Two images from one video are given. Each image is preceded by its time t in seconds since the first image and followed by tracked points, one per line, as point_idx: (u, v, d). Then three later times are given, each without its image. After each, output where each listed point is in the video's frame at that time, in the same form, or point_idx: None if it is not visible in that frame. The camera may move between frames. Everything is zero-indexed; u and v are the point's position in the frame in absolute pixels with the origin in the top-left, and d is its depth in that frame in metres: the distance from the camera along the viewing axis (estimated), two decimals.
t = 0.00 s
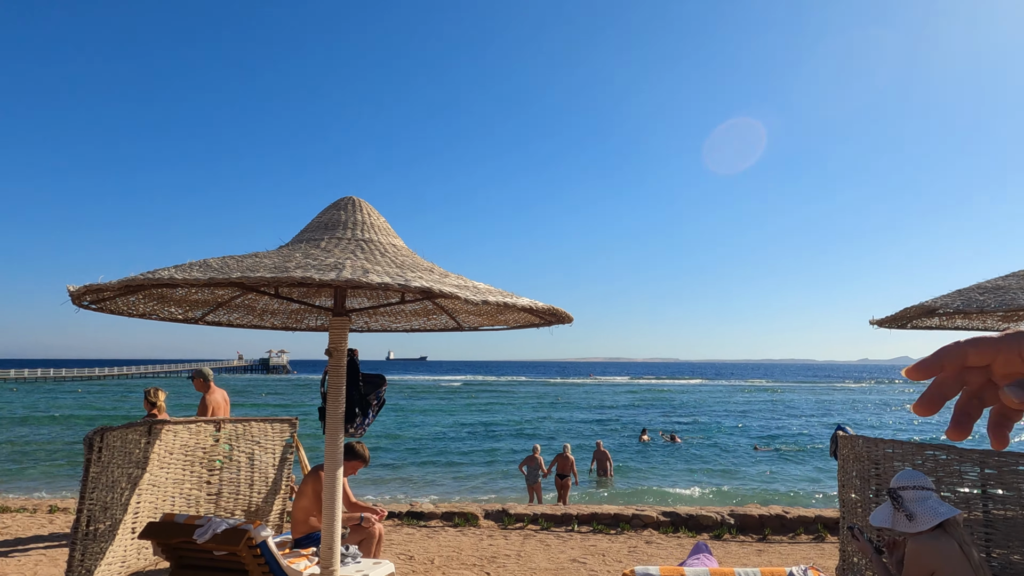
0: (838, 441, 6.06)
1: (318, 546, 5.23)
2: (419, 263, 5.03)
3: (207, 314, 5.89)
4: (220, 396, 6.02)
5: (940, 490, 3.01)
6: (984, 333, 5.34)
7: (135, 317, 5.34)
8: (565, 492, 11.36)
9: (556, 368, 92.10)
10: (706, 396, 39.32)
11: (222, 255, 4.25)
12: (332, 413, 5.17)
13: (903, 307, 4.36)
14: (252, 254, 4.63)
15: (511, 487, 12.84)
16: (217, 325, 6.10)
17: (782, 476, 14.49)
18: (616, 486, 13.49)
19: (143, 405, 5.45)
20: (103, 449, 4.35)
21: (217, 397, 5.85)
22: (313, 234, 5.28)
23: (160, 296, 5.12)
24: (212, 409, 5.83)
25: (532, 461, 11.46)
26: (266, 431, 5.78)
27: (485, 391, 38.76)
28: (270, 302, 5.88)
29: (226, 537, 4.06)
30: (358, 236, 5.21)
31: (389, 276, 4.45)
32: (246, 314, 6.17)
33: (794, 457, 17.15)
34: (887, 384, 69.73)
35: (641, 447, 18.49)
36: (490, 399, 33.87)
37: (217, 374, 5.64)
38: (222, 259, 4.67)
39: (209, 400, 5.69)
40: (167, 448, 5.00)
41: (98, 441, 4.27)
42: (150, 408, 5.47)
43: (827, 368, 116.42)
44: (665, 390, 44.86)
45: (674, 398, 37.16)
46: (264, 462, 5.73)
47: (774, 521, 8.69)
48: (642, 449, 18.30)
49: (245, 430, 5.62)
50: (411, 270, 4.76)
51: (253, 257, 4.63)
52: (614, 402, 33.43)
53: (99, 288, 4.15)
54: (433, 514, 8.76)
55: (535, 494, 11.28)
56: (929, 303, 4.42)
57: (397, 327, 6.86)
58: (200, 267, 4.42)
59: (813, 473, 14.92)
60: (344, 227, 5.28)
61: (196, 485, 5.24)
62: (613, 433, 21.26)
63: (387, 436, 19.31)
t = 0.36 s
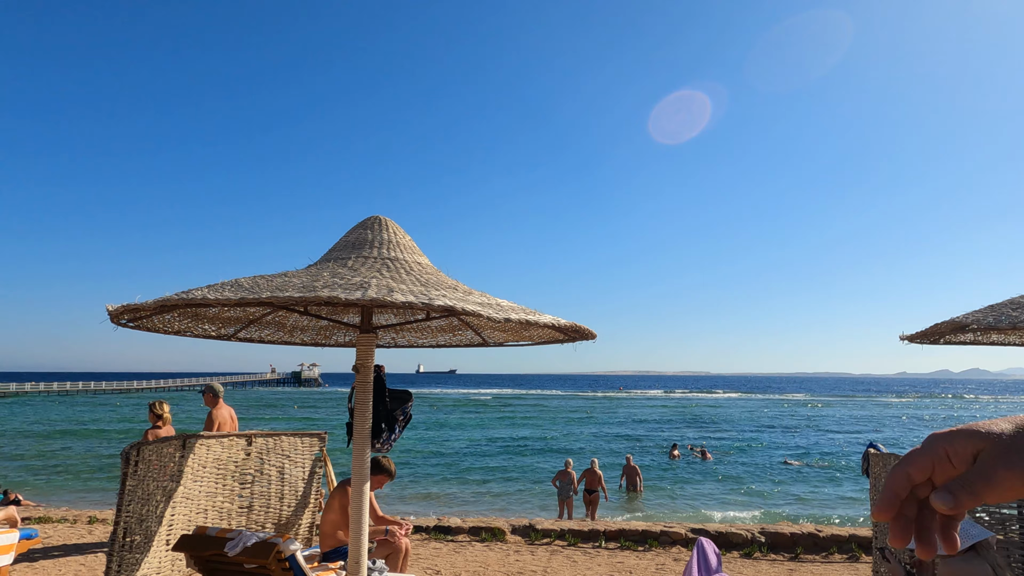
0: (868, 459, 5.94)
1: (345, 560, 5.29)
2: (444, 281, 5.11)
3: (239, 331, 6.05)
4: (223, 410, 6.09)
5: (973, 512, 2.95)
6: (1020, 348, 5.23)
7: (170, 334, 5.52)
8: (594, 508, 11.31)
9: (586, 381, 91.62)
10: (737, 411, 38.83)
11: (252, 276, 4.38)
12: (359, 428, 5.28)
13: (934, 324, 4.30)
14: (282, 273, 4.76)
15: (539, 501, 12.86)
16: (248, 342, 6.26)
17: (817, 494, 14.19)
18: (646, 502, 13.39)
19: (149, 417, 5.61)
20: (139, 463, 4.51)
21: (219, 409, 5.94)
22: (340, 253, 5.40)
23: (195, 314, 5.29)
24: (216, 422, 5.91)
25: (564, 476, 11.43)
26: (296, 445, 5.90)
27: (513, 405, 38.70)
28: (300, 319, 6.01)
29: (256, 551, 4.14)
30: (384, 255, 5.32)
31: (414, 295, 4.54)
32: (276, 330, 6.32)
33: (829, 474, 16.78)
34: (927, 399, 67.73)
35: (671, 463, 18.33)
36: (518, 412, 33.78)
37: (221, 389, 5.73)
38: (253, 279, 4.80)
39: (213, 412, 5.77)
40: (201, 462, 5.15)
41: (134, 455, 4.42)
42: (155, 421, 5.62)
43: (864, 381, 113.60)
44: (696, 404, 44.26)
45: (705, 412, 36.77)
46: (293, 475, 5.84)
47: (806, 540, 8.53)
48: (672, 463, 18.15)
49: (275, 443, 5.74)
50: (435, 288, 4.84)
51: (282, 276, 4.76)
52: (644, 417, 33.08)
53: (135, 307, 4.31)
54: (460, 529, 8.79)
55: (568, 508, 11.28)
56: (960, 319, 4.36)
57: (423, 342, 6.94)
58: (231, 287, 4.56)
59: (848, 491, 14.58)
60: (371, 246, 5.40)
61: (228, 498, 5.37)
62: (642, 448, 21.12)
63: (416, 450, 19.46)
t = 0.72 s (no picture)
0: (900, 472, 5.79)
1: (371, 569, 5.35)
2: (465, 292, 5.20)
3: (268, 343, 6.20)
4: (234, 419, 6.18)
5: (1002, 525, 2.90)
6: None
7: (202, 346, 5.69)
8: (622, 520, 11.20)
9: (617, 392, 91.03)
10: (772, 423, 38.11)
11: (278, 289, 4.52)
12: (383, 439, 5.37)
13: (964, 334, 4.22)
14: (307, 286, 4.90)
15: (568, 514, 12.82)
16: (277, 353, 6.41)
17: (852, 509, 13.87)
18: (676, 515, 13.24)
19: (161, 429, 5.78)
20: (172, 472, 4.68)
21: (227, 419, 6.03)
22: (365, 266, 5.53)
23: (225, 326, 5.45)
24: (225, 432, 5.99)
25: (597, 488, 11.37)
26: (324, 455, 6.01)
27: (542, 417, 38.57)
28: (327, 331, 6.15)
29: (284, 558, 4.23)
30: (407, 268, 5.43)
31: (434, 307, 4.62)
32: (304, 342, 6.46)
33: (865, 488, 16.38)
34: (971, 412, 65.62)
35: (703, 476, 18.08)
36: (547, 424, 33.64)
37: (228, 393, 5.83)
38: (280, 292, 4.94)
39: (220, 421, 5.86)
40: (232, 471, 5.30)
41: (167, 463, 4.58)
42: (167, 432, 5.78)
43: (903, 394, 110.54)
44: (728, 416, 43.58)
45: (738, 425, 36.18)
46: (321, 485, 5.93)
47: (839, 555, 8.36)
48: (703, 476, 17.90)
49: (304, 453, 5.87)
50: (456, 300, 4.92)
51: (308, 289, 4.89)
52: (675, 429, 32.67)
53: (167, 320, 4.48)
54: (486, 540, 8.81)
55: (599, 520, 11.23)
56: (991, 329, 4.27)
57: (448, 354, 7.02)
58: (259, 300, 4.70)
59: (885, 506, 14.22)
60: (394, 259, 5.51)
61: (258, 506, 5.50)
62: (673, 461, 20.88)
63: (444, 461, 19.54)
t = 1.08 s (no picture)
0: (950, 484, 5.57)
1: None
2: (500, 302, 5.23)
3: (309, 352, 6.34)
4: (247, 429, 6.33)
5: None
6: None
7: (245, 356, 5.86)
8: (663, 532, 11.12)
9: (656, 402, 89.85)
10: (817, 434, 37.14)
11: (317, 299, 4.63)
12: (421, 447, 5.40)
13: None
14: (345, 297, 5.00)
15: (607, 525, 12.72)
16: (318, 363, 6.55)
17: (902, 524, 13.42)
18: (718, 530, 12.96)
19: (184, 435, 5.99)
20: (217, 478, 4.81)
21: (241, 428, 6.19)
22: (401, 277, 5.61)
23: (267, 336, 5.60)
24: (239, 442, 6.14)
25: (638, 499, 11.29)
26: (364, 463, 6.08)
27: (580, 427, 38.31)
28: (365, 341, 6.26)
29: (323, 564, 4.32)
30: (442, 278, 5.50)
31: (468, 316, 4.67)
32: (343, 352, 6.58)
33: (917, 503, 15.83)
34: None
35: (745, 488, 17.69)
36: (586, 435, 33.39)
37: (241, 405, 5.98)
38: (319, 303, 5.06)
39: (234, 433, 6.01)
40: (274, 478, 5.43)
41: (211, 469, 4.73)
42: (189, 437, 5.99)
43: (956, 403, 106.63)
44: (771, 427, 42.60)
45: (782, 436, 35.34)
46: (361, 493, 6.00)
47: (889, 570, 8.10)
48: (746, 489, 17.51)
49: (343, 461, 5.96)
50: (491, 309, 4.97)
51: (346, 300, 5.00)
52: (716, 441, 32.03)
53: (212, 330, 4.64)
54: (524, 550, 8.80)
55: (639, 533, 11.08)
56: None
57: (484, 363, 7.06)
58: (298, 310, 4.82)
59: (938, 521, 13.73)
60: (430, 269, 5.58)
61: (299, 513, 5.61)
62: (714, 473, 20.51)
63: (482, 471, 19.58)
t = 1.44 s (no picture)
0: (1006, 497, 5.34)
1: None
2: (535, 310, 5.23)
3: (347, 362, 6.43)
4: (265, 434, 6.42)
5: None
6: None
7: (286, 366, 5.97)
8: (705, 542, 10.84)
9: (696, 411, 88.50)
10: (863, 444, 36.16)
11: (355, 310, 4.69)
12: (457, 457, 5.44)
13: None
14: (382, 307, 5.06)
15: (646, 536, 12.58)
16: (356, 372, 6.63)
17: (955, 539, 12.98)
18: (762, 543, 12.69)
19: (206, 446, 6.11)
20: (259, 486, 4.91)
21: (259, 434, 6.28)
22: (437, 286, 5.66)
23: (307, 346, 5.69)
24: (257, 448, 6.25)
25: (677, 511, 11.13)
26: (401, 472, 6.12)
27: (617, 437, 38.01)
28: (402, 350, 6.31)
29: (362, 572, 4.37)
30: (478, 287, 5.52)
31: (504, 325, 4.67)
32: (381, 361, 6.65)
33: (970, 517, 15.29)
34: None
35: (790, 500, 17.25)
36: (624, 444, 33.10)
37: (258, 412, 6.07)
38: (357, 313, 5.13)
39: (249, 439, 6.12)
40: (314, 486, 5.53)
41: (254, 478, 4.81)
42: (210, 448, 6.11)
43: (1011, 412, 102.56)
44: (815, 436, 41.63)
45: (827, 446, 34.45)
46: (399, 501, 6.03)
47: None
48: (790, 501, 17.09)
49: (381, 470, 6.03)
50: (526, 318, 4.97)
51: (383, 310, 5.05)
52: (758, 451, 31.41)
53: (254, 341, 4.74)
54: (562, 560, 8.73)
55: (679, 544, 10.89)
56: None
57: (520, 371, 7.05)
58: (337, 321, 4.89)
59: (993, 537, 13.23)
60: (465, 279, 5.62)
61: (339, 521, 5.68)
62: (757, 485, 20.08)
63: (519, 480, 19.56)
